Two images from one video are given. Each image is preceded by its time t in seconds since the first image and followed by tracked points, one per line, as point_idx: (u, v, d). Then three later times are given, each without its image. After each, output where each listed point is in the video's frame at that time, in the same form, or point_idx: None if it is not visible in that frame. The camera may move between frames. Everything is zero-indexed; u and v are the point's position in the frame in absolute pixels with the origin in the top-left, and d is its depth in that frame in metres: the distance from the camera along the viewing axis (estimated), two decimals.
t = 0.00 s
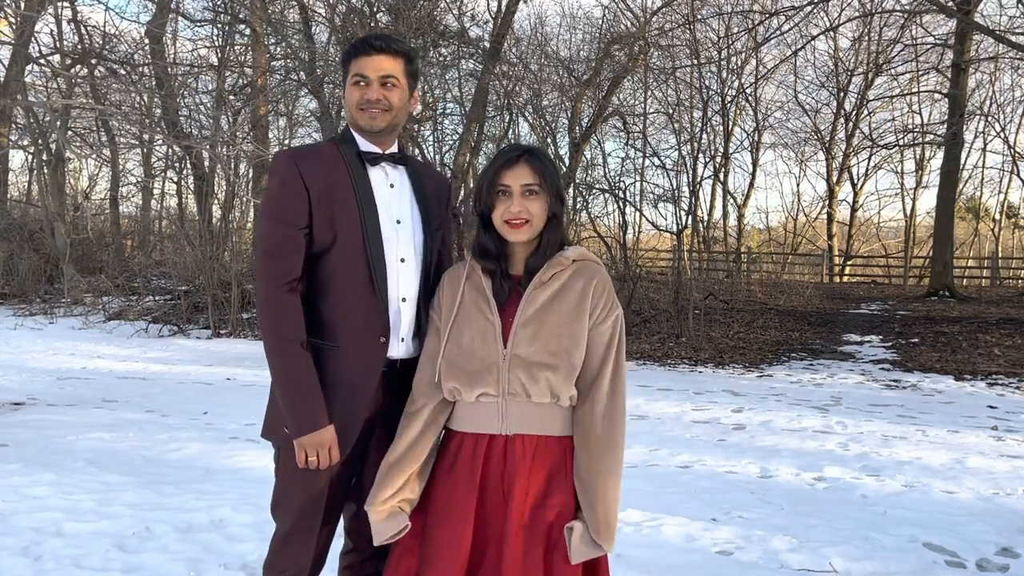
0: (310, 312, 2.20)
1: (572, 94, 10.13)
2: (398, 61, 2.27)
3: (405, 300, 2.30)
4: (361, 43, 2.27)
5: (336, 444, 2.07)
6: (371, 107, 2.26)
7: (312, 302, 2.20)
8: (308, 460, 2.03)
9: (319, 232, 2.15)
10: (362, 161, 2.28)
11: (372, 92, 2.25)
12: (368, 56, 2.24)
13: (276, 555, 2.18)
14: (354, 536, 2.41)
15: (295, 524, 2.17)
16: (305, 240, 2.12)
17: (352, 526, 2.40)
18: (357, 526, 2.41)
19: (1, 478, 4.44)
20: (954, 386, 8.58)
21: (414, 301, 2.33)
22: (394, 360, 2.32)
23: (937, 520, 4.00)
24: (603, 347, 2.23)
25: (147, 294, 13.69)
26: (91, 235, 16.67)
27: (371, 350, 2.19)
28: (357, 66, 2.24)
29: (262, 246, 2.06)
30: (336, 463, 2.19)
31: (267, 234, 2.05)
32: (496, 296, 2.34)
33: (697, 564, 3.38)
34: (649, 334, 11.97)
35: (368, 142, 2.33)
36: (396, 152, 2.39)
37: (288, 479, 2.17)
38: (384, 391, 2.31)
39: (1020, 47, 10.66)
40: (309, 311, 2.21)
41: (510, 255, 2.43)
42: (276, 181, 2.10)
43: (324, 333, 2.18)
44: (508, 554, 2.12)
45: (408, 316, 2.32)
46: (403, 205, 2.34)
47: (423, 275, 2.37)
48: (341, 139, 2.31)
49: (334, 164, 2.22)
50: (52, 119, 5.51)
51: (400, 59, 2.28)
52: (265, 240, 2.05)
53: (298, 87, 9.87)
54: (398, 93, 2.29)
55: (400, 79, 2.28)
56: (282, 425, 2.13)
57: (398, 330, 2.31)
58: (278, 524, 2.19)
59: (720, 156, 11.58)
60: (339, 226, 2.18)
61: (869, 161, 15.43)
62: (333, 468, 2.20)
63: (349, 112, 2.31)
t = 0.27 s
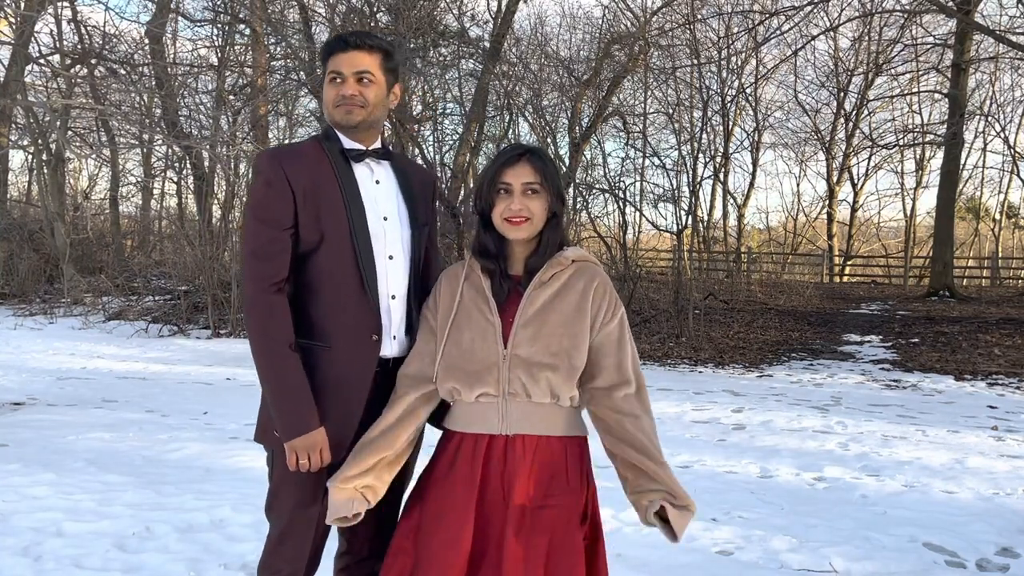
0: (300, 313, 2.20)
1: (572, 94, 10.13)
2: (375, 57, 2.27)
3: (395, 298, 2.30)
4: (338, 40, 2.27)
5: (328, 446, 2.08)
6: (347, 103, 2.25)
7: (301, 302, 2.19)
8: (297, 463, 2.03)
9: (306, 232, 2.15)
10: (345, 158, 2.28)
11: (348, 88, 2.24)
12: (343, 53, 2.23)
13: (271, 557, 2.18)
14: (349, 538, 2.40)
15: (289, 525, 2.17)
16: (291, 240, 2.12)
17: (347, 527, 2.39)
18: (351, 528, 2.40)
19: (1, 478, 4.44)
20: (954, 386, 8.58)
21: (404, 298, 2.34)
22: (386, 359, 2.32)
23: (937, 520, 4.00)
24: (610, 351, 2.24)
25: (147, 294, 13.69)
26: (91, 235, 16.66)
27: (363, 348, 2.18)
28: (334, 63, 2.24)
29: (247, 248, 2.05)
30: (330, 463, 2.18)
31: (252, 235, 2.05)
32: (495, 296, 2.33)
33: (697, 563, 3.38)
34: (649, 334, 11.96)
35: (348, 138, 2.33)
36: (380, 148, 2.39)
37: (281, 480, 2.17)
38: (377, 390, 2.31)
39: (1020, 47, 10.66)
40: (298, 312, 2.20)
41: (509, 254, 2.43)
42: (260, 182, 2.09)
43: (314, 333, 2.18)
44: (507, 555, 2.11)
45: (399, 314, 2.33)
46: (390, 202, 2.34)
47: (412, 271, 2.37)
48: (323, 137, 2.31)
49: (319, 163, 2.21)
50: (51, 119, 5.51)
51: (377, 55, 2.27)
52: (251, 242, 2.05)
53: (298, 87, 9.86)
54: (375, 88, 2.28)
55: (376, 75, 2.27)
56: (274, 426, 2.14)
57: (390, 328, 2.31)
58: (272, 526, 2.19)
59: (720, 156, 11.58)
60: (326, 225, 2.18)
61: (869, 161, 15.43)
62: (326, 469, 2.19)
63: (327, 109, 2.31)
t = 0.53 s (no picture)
0: (290, 314, 2.19)
1: (573, 94, 10.13)
2: (369, 57, 2.28)
3: (389, 298, 2.31)
4: (330, 39, 2.26)
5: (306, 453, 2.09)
6: (343, 103, 2.26)
7: (292, 302, 2.19)
8: (276, 468, 2.03)
9: (298, 233, 2.14)
10: (338, 156, 2.28)
11: (344, 88, 2.25)
12: (338, 52, 2.23)
13: (264, 558, 2.18)
14: (343, 539, 2.40)
15: (280, 527, 2.17)
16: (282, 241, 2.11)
17: (341, 528, 2.40)
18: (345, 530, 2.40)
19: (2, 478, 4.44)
20: (954, 386, 8.58)
21: (397, 297, 2.34)
22: (379, 359, 2.32)
23: (937, 520, 4.00)
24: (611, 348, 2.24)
25: (147, 294, 13.69)
26: (91, 235, 16.66)
27: (356, 349, 2.19)
28: (328, 62, 2.24)
29: (237, 249, 2.05)
30: (323, 464, 2.19)
31: (242, 236, 2.04)
32: (494, 295, 2.33)
33: (697, 563, 3.38)
34: (649, 334, 11.96)
35: (340, 138, 2.33)
36: (370, 146, 2.40)
37: (271, 481, 2.17)
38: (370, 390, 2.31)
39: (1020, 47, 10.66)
40: (289, 313, 2.19)
41: (507, 255, 2.42)
42: (251, 181, 2.08)
43: (305, 334, 2.18)
44: (509, 554, 2.12)
45: (392, 313, 2.33)
46: (382, 201, 2.34)
47: (404, 271, 2.38)
48: (313, 136, 2.31)
49: (311, 163, 2.21)
50: (51, 119, 5.51)
51: (370, 55, 2.28)
52: (240, 243, 2.04)
53: (298, 87, 9.86)
54: (370, 88, 2.29)
55: (370, 75, 2.28)
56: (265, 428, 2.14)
57: (384, 328, 2.32)
58: (265, 526, 2.20)
59: (720, 156, 11.59)
60: (318, 225, 2.17)
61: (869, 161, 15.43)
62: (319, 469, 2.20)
63: (320, 109, 2.30)
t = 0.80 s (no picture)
0: (289, 313, 2.19)
1: (573, 94, 10.14)
2: (373, 57, 2.29)
3: (387, 298, 2.32)
4: (333, 38, 2.25)
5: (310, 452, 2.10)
6: (349, 103, 2.26)
7: (291, 303, 2.18)
8: (280, 468, 2.04)
9: (298, 233, 2.14)
10: (337, 157, 2.29)
11: (350, 88, 2.25)
12: (343, 52, 2.23)
13: (261, 558, 2.18)
14: (339, 540, 2.41)
15: (277, 526, 2.17)
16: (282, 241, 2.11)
17: (336, 528, 2.40)
18: (342, 530, 2.40)
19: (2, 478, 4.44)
20: (954, 386, 8.57)
21: (394, 298, 2.35)
22: (377, 359, 2.33)
23: (937, 520, 4.00)
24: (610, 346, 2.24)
25: (147, 294, 13.70)
26: (91, 235, 16.66)
27: (355, 349, 2.19)
28: (333, 62, 2.23)
29: (236, 249, 2.04)
30: (321, 465, 2.19)
31: (242, 236, 2.03)
32: (494, 295, 2.34)
33: (697, 563, 3.38)
34: (649, 334, 11.95)
35: (341, 138, 2.32)
36: (369, 147, 2.40)
37: (269, 481, 2.16)
38: (367, 390, 2.31)
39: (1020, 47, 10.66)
40: (287, 313, 2.19)
41: (506, 254, 2.43)
42: (250, 181, 2.07)
43: (304, 335, 2.17)
44: (509, 554, 2.12)
45: (390, 313, 2.34)
46: (380, 202, 2.35)
47: (401, 272, 2.39)
48: (312, 135, 2.30)
49: (310, 163, 2.21)
50: (51, 119, 5.51)
51: (373, 54, 2.29)
52: (241, 243, 2.04)
53: (298, 87, 9.85)
54: (375, 89, 2.29)
55: (375, 75, 2.29)
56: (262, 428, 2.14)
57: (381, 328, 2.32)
58: (262, 527, 2.19)
59: (720, 156, 11.59)
60: (318, 226, 2.17)
61: (869, 161, 15.43)
62: (317, 470, 2.20)
63: (323, 109, 2.29)
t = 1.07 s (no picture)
0: (292, 313, 2.19)
1: (573, 94, 10.14)
2: (377, 58, 2.29)
3: (389, 297, 2.32)
4: (336, 39, 2.26)
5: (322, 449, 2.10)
6: (355, 103, 2.26)
7: (293, 302, 2.18)
8: (292, 464, 2.04)
9: (300, 232, 2.14)
10: (339, 157, 2.29)
11: (355, 88, 2.25)
12: (347, 52, 2.23)
13: (264, 558, 2.18)
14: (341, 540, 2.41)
15: (281, 526, 2.17)
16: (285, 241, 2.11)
17: (339, 528, 2.40)
18: (344, 530, 2.40)
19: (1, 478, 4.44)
20: (954, 386, 8.57)
21: (397, 298, 2.35)
22: (379, 358, 2.33)
23: (937, 520, 4.00)
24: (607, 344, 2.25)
25: (147, 294, 13.71)
26: (91, 235, 16.65)
27: (358, 348, 2.19)
28: (338, 62, 2.23)
29: (239, 248, 2.04)
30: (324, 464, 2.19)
31: (245, 235, 2.03)
32: (491, 297, 2.34)
33: (697, 563, 3.38)
34: (649, 334, 11.95)
35: (344, 139, 2.32)
36: (370, 148, 2.40)
37: (273, 481, 2.16)
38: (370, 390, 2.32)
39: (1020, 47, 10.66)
40: (290, 312, 2.19)
41: (502, 255, 2.42)
42: (253, 180, 2.07)
43: (307, 334, 2.17)
44: (510, 554, 2.12)
45: (392, 312, 2.34)
46: (383, 202, 2.35)
47: (403, 271, 2.39)
48: (314, 135, 2.30)
49: (313, 162, 2.21)
50: (51, 119, 5.51)
51: (377, 55, 2.29)
52: (243, 243, 2.03)
53: (298, 87, 9.85)
54: (379, 89, 2.30)
55: (379, 75, 2.29)
56: (265, 428, 2.14)
57: (384, 327, 2.32)
58: (264, 527, 2.19)
59: (720, 156, 11.59)
60: (320, 225, 2.17)
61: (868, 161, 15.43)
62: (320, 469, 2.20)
63: (327, 109, 2.28)
